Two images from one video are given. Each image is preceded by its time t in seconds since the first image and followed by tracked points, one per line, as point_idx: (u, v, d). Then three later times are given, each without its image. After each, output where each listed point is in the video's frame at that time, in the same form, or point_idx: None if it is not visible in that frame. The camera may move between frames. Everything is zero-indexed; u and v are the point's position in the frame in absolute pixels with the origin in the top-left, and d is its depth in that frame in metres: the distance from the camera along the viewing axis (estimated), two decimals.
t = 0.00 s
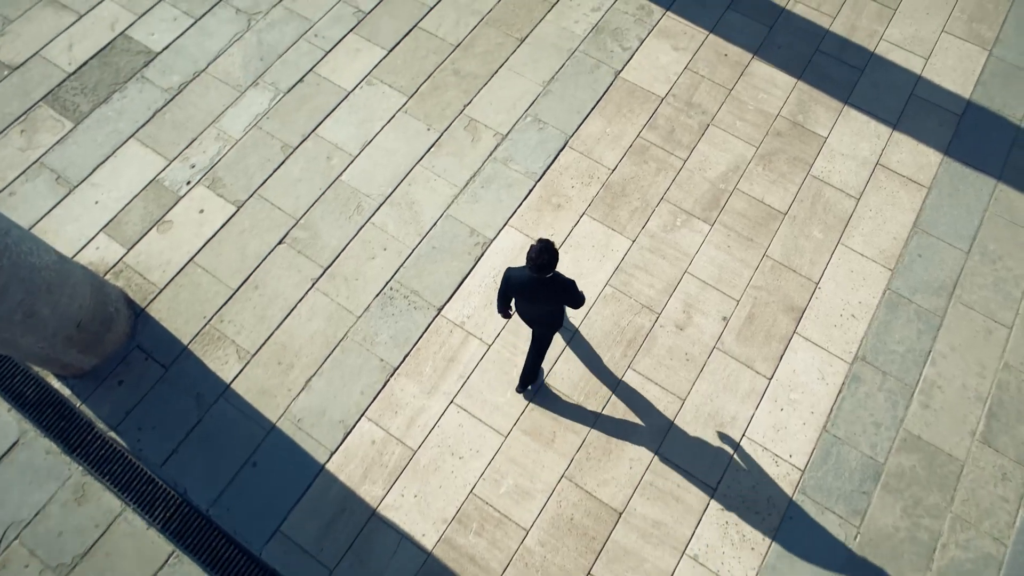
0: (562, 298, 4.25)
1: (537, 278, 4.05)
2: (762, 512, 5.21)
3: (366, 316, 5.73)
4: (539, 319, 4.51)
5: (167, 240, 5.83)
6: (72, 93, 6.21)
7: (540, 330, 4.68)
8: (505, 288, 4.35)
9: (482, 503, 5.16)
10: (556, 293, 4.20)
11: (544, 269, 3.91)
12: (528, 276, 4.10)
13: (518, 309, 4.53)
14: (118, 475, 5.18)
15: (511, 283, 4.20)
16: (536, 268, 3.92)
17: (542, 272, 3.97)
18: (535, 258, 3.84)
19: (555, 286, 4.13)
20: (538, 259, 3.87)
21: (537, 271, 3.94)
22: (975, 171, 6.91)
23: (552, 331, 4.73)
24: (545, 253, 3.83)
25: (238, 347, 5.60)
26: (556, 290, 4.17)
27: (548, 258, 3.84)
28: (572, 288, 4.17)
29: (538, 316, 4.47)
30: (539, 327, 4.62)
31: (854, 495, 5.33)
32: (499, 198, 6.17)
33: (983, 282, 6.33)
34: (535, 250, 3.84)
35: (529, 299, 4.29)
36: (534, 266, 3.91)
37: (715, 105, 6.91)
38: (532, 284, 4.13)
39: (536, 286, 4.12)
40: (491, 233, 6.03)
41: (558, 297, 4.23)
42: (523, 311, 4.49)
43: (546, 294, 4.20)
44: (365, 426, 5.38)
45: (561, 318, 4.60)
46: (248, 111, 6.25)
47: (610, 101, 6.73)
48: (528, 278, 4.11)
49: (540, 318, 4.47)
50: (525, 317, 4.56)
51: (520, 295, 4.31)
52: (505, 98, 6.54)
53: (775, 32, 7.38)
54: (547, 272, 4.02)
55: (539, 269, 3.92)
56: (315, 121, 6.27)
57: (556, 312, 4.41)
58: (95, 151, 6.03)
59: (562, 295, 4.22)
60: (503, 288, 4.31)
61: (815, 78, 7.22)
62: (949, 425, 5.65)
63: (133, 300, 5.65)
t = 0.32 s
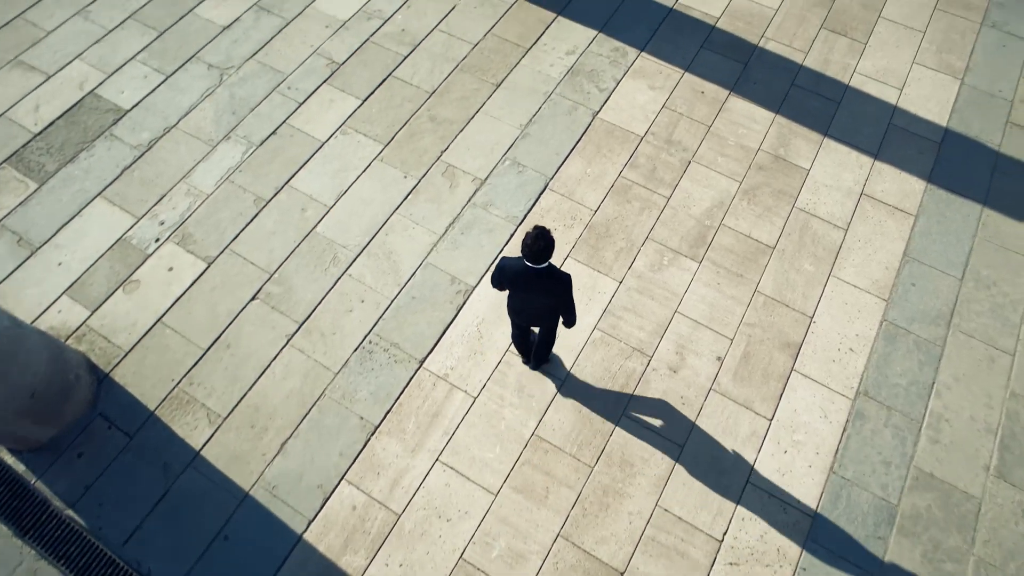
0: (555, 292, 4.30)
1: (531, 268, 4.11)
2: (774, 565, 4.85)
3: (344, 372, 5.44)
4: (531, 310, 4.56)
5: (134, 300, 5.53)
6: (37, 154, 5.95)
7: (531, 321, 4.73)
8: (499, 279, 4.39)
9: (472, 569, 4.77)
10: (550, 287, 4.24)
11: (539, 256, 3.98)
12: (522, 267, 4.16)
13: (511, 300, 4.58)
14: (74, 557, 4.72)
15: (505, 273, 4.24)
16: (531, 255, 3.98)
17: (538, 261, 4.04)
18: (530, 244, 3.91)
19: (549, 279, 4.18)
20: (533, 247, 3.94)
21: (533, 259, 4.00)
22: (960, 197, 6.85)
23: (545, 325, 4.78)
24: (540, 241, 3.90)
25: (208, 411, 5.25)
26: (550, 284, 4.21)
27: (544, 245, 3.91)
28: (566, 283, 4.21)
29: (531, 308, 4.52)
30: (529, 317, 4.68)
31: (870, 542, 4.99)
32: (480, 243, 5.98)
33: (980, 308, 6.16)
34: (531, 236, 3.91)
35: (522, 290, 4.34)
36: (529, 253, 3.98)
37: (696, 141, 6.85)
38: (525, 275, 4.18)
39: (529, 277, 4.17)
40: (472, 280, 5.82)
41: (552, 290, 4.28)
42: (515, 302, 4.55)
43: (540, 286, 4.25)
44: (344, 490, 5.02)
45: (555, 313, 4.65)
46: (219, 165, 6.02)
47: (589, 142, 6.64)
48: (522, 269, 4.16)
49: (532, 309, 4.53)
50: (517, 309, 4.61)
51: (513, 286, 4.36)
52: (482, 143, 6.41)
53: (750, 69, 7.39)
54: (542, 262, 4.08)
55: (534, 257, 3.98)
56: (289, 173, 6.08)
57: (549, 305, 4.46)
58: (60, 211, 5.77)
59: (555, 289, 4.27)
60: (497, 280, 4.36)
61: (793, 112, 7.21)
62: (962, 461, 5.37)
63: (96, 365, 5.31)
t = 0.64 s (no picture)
0: (551, 296, 4.24)
1: (529, 269, 4.06)
2: None
3: (320, 436, 5.07)
4: (524, 322, 4.44)
5: (94, 367, 5.15)
6: None
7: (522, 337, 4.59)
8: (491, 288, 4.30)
9: None
10: (546, 290, 4.19)
11: (538, 255, 3.94)
12: (518, 270, 4.09)
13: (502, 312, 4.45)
14: None
15: (500, 278, 4.16)
16: (530, 254, 3.95)
17: (536, 261, 4.01)
18: (530, 242, 3.87)
19: (546, 281, 4.13)
20: (532, 246, 3.91)
21: (532, 258, 3.96)
22: (946, 230, 6.77)
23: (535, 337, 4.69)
24: (539, 239, 3.88)
25: (173, 484, 4.79)
26: (546, 286, 4.16)
27: (543, 243, 3.89)
28: (563, 284, 4.19)
29: (524, 319, 4.41)
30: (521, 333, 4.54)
31: None
32: (460, 295, 5.77)
33: (979, 341, 5.98)
34: (530, 235, 3.88)
35: (517, 297, 4.25)
36: (528, 252, 3.93)
37: (676, 184, 6.78)
38: (522, 279, 4.11)
39: (527, 280, 4.11)
40: (453, 334, 5.58)
41: (548, 294, 4.22)
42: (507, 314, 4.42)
43: (536, 291, 4.18)
44: (321, 566, 4.55)
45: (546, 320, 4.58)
46: (188, 224, 5.78)
47: (568, 189, 6.54)
48: (519, 271, 4.10)
49: (525, 320, 4.42)
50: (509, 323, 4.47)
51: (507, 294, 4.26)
52: (460, 193, 6.29)
53: (725, 112, 7.42)
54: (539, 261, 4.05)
55: (532, 255, 3.95)
56: (261, 230, 5.87)
57: (542, 312, 4.39)
58: (18, 277, 5.46)
59: (551, 292, 4.22)
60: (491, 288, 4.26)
61: (771, 152, 7.19)
62: (978, 504, 5.06)
63: (51, 439, 4.85)
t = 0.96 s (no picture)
0: (547, 286, 4.32)
1: (522, 258, 4.13)
2: None
3: (292, 503, 4.65)
4: (525, 316, 4.52)
5: (47, 438, 4.77)
6: None
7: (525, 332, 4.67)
8: (488, 282, 4.40)
9: None
10: (540, 278, 4.26)
11: (529, 243, 4.01)
12: (513, 261, 4.19)
13: (501, 308, 4.54)
14: None
15: (495, 270, 4.26)
16: (521, 242, 4.01)
17: (528, 249, 4.09)
18: (519, 228, 3.94)
19: (539, 270, 4.21)
20: (522, 235, 3.98)
21: (523, 246, 4.03)
22: (931, 260, 6.70)
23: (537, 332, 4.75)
24: (528, 226, 3.95)
25: (128, 564, 4.31)
26: (540, 274, 4.22)
27: (533, 229, 3.95)
28: (558, 272, 4.25)
29: (524, 311, 4.49)
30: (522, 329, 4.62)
31: None
32: (439, 346, 5.54)
33: (977, 372, 5.79)
34: (520, 222, 3.95)
35: (512, 289, 4.33)
36: (519, 240, 4.01)
37: (657, 225, 6.69)
38: (516, 269, 4.19)
39: (520, 270, 4.19)
40: (433, 387, 5.30)
41: (544, 283, 4.30)
42: (506, 308, 4.50)
43: (532, 281, 4.26)
44: None
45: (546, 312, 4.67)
46: (154, 282, 5.52)
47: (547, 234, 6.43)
48: (512, 261, 4.19)
49: (525, 313, 4.50)
50: (509, 317, 4.56)
51: (504, 287, 4.35)
52: (437, 242, 6.14)
53: (702, 152, 7.43)
54: (530, 250, 4.13)
55: (524, 244, 4.02)
56: (231, 285, 5.61)
57: (540, 302, 4.45)
58: None
59: (547, 281, 4.29)
60: (488, 281, 4.36)
61: (750, 190, 7.16)
62: (996, 546, 4.75)
63: None
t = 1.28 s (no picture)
0: (533, 280, 4.19)
1: (503, 251, 4.00)
2: None
3: (260, 567, 4.26)
4: (515, 312, 4.37)
5: None
6: None
7: (516, 333, 4.49)
8: (472, 281, 4.26)
9: None
10: (523, 272, 4.12)
11: (510, 235, 3.89)
12: (495, 255, 4.05)
13: (489, 307, 4.39)
14: None
15: (477, 267, 4.12)
16: (501, 234, 3.89)
17: (509, 242, 3.97)
18: (498, 220, 3.82)
19: (522, 262, 4.08)
20: (501, 227, 3.85)
21: (503, 237, 3.90)
22: (916, 284, 6.61)
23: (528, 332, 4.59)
24: (506, 216, 3.83)
25: None
26: (523, 267, 4.09)
27: (512, 219, 3.83)
28: (542, 264, 4.13)
29: (512, 308, 4.34)
30: (513, 329, 4.45)
31: None
32: (418, 390, 5.28)
33: (974, 397, 5.62)
34: (497, 213, 3.84)
35: (496, 286, 4.19)
36: (499, 233, 3.88)
37: (639, 259, 6.58)
38: (499, 265, 4.05)
39: (502, 265, 4.05)
40: (412, 434, 5.01)
41: (529, 277, 4.17)
42: (493, 307, 4.35)
43: (516, 276, 4.12)
44: None
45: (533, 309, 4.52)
46: (116, 334, 5.23)
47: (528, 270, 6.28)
48: (493, 256, 4.05)
49: (513, 310, 4.35)
50: (498, 317, 4.41)
51: (489, 285, 4.21)
52: (414, 283, 5.96)
53: (680, 185, 7.41)
54: (510, 242, 4.01)
55: (504, 237, 3.89)
56: (198, 333, 5.33)
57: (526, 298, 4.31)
58: None
59: (531, 274, 4.17)
60: (472, 280, 4.21)
61: (731, 220, 7.10)
62: None
63: None
